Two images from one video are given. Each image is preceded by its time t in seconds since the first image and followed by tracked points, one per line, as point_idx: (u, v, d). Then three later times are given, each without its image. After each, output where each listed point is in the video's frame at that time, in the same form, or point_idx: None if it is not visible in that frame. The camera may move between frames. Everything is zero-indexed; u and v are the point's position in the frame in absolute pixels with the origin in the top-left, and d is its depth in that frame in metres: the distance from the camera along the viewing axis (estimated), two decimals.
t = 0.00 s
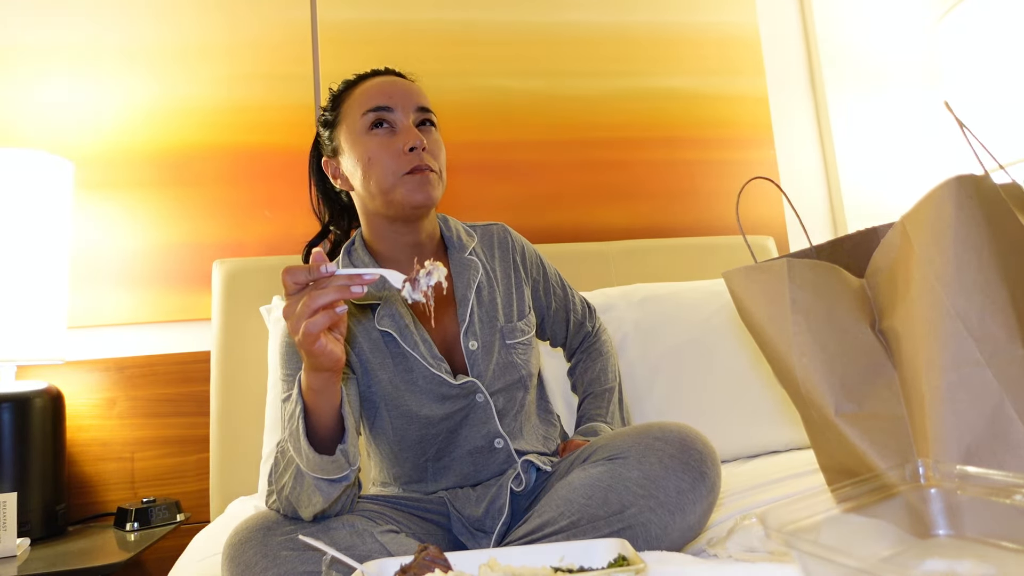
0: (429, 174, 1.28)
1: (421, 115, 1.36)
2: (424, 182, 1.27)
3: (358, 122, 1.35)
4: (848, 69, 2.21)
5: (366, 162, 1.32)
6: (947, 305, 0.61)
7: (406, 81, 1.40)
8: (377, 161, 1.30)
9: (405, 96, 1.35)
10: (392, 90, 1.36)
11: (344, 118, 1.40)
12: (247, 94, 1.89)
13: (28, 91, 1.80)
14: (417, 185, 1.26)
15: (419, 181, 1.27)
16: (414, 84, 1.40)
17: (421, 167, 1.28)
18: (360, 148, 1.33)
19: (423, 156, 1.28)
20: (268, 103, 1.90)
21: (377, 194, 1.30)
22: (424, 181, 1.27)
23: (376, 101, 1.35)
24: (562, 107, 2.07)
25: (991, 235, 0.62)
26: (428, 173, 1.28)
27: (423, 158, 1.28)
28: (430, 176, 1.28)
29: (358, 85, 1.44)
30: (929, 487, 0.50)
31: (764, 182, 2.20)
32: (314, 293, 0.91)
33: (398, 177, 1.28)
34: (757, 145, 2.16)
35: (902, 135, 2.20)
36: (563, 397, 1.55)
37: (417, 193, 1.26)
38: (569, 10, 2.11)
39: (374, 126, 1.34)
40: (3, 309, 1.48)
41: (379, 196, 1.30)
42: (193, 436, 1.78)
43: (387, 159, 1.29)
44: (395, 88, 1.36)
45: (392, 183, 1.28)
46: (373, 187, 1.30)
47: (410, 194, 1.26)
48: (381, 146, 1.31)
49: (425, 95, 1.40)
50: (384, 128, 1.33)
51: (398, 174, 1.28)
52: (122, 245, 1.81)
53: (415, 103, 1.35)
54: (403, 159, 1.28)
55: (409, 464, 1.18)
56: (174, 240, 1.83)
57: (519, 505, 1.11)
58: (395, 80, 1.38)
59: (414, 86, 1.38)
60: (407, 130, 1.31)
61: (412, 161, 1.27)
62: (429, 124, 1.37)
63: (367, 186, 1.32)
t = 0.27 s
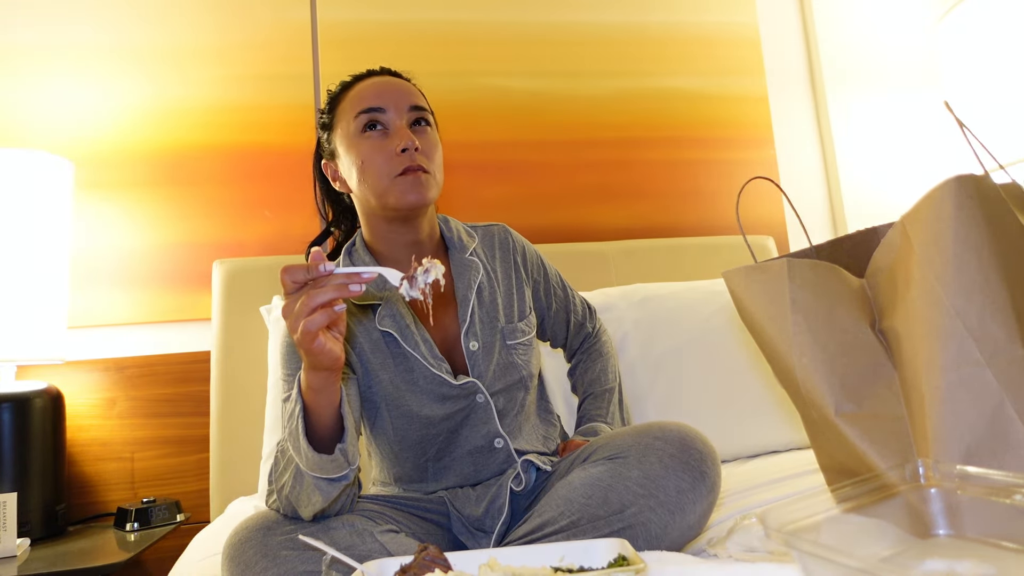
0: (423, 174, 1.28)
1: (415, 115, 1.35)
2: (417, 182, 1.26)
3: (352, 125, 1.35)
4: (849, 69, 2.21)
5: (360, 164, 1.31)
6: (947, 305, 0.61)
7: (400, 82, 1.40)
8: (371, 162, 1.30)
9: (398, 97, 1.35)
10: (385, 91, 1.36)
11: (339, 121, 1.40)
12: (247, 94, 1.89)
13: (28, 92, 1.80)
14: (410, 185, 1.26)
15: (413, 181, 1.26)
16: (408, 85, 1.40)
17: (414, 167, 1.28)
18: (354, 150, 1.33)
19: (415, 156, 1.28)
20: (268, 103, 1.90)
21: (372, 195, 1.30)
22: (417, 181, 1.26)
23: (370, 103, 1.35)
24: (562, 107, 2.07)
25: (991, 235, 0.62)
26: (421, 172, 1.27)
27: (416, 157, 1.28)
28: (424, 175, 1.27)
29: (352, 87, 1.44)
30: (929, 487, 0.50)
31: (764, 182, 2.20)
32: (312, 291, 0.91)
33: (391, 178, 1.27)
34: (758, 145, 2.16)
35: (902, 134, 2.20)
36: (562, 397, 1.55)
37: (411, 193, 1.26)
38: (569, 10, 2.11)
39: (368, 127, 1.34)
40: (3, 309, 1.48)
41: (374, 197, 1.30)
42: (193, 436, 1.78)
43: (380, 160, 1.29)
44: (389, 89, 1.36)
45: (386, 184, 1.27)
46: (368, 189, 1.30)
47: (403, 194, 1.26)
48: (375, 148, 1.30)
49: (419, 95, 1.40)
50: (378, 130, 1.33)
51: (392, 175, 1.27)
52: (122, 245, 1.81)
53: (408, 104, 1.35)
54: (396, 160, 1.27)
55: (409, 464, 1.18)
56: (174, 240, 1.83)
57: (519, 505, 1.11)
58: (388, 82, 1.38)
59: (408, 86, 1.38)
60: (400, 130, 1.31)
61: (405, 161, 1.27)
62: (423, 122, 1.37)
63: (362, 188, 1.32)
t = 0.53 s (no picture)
0: (419, 173, 1.27)
1: (411, 114, 1.35)
2: (414, 181, 1.26)
3: (348, 125, 1.35)
4: (849, 69, 2.21)
5: (358, 165, 1.31)
6: (947, 305, 0.61)
7: (395, 81, 1.39)
8: (368, 163, 1.29)
9: (392, 97, 1.35)
10: (380, 91, 1.35)
11: (336, 122, 1.40)
12: (247, 94, 1.89)
13: (28, 91, 1.80)
14: (407, 186, 1.26)
15: (410, 181, 1.26)
16: (403, 83, 1.40)
17: (411, 166, 1.27)
18: (351, 151, 1.33)
19: (411, 155, 1.27)
20: (268, 103, 1.90)
21: (370, 196, 1.30)
22: (414, 180, 1.26)
23: (366, 104, 1.35)
24: (562, 107, 2.07)
25: (991, 235, 0.62)
26: (417, 172, 1.27)
27: (412, 157, 1.27)
28: (421, 175, 1.27)
29: (349, 87, 1.44)
30: (929, 487, 0.50)
31: (764, 182, 2.20)
32: (313, 293, 0.91)
33: (388, 178, 1.27)
34: (758, 145, 2.16)
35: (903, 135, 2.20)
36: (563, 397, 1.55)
37: (408, 193, 1.25)
38: (569, 11, 2.11)
39: (364, 127, 1.34)
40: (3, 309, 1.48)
41: (372, 198, 1.30)
42: (193, 436, 1.78)
43: (376, 161, 1.28)
44: (385, 89, 1.36)
45: (382, 185, 1.27)
46: (366, 190, 1.30)
47: (400, 194, 1.26)
48: (371, 148, 1.30)
49: (414, 93, 1.39)
50: (373, 130, 1.33)
51: (388, 175, 1.27)
52: (122, 245, 1.81)
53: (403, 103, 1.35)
54: (392, 160, 1.27)
55: (409, 464, 1.18)
56: (174, 240, 1.84)
57: (519, 505, 1.11)
58: (383, 81, 1.38)
59: (403, 85, 1.38)
60: (396, 130, 1.31)
61: (401, 161, 1.27)
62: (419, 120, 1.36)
63: (360, 189, 1.32)
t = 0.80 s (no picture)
0: (418, 172, 1.27)
1: (408, 112, 1.35)
2: (414, 180, 1.26)
3: (346, 126, 1.35)
4: (848, 70, 2.21)
5: (357, 165, 1.31)
6: (946, 305, 0.61)
7: (392, 80, 1.39)
8: (367, 163, 1.30)
9: (389, 96, 1.35)
10: (377, 91, 1.35)
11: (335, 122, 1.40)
12: (247, 94, 1.89)
13: (28, 91, 1.80)
14: (408, 185, 1.26)
15: (409, 180, 1.26)
16: (401, 82, 1.40)
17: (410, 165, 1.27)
18: (351, 152, 1.33)
19: (410, 154, 1.27)
20: (268, 103, 1.90)
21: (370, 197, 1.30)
22: (413, 179, 1.26)
23: (363, 103, 1.35)
24: (562, 107, 2.07)
25: (991, 235, 0.62)
26: (416, 170, 1.27)
27: (410, 155, 1.27)
28: (420, 173, 1.27)
29: (347, 88, 1.44)
30: (929, 487, 0.50)
31: (764, 182, 2.20)
32: (309, 292, 0.91)
33: (387, 178, 1.27)
34: (757, 145, 2.16)
35: (903, 135, 2.20)
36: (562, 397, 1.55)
37: (408, 192, 1.25)
38: (568, 11, 2.11)
39: (363, 128, 1.34)
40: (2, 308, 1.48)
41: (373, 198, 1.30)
42: (193, 436, 1.78)
43: (376, 161, 1.28)
44: (382, 88, 1.36)
45: (384, 185, 1.27)
46: (366, 191, 1.31)
47: (400, 194, 1.26)
48: (370, 148, 1.30)
49: (411, 91, 1.39)
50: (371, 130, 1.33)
51: (387, 174, 1.27)
52: (122, 245, 1.81)
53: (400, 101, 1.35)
54: (390, 159, 1.27)
55: (409, 464, 1.18)
56: (174, 240, 1.83)
57: (519, 506, 1.11)
58: (379, 80, 1.38)
59: (400, 84, 1.38)
60: (394, 129, 1.31)
61: (400, 160, 1.27)
62: (417, 118, 1.36)
63: (361, 190, 1.32)
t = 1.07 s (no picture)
0: (416, 174, 1.27)
1: (406, 114, 1.35)
2: (411, 182, 1.26)
3: (344, 128, 1.35)
4: (848, 70, 2.21)
5: (355, 168, 1.32)
6: (946, 305, 0.61)
7: (389, 82, 1.39)
8: (365, 166, 1.30)
9: (387, 98, 1.35)
10: (375, 93, 1.35)
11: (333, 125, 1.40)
12: (247, 94, 1.89)
13: (28, 92, 1.80)
14: (406, 187, 1.26)
15: (407, 182, 1.26)
16: (399, 84, 1.40)
17: (408, 167, 1.27)
18: (349, 155, 1.33)
19: (407, 156, 1.27)
20: (268, 103, 1.90)
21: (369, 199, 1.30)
22: (410, 181, 1.26)
23: (361, 105, 1.35)
24: (562, 107, 2.07)
25: (991, 236, 0.62)
26: (414, 172, 1.27)
27: (407, 157, 1.27)
28: (418, 175, 1.27)
29: (346, 90, 1.44)
30: (929, 487, 0.50)
31: (764, 182, 2.20)
32: (309, 295, 0.91)
33: (385, 180, 1.27)
34: (757, 145, 2.16)
35: (903, 135, 2.20)
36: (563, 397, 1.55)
37: (406, 194, 1.25)
38: (568, 11, 2.11)
39: (360, 130, 1.34)
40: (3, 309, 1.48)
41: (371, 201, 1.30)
42: (193, 436, 1.78)
43: (373, 164, 1.28)
44: (380, 90, 1.36)
45: (381, 187, 1.27)
46: (365, 194, 1.31)
47: (397, 196, 1.26)
48: (368, 150, 1.30)
49: (409, 93, 1.39)
50: (369, 132, 1.33)
51: (385, 177, 1.27)
52: (122, 245, 1.81)
53: (397, 103, 1.35)
54: (388, 162, 1.27)
55: (410, 465, 1.18)
56: (174, 240, 1.84)
57: (519, 506, 1.11)
58: (377, 82, 1.38)
59: (398, 85, 1.38)
60: (392, 131, 1.31)
61: (397, 162, 1.27)
62: (415, 119, 1.36)
63: (360, 192, 1.32)
